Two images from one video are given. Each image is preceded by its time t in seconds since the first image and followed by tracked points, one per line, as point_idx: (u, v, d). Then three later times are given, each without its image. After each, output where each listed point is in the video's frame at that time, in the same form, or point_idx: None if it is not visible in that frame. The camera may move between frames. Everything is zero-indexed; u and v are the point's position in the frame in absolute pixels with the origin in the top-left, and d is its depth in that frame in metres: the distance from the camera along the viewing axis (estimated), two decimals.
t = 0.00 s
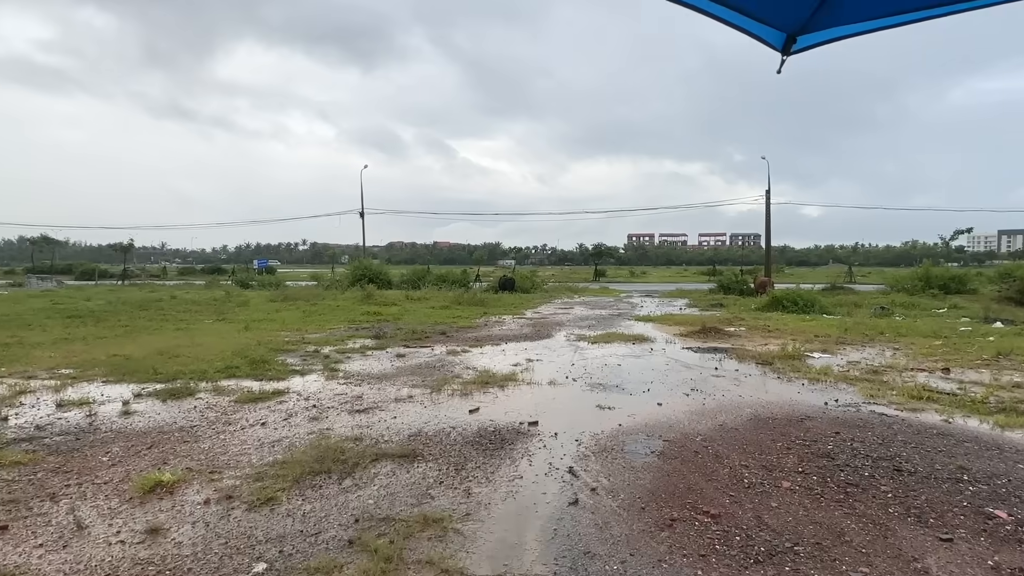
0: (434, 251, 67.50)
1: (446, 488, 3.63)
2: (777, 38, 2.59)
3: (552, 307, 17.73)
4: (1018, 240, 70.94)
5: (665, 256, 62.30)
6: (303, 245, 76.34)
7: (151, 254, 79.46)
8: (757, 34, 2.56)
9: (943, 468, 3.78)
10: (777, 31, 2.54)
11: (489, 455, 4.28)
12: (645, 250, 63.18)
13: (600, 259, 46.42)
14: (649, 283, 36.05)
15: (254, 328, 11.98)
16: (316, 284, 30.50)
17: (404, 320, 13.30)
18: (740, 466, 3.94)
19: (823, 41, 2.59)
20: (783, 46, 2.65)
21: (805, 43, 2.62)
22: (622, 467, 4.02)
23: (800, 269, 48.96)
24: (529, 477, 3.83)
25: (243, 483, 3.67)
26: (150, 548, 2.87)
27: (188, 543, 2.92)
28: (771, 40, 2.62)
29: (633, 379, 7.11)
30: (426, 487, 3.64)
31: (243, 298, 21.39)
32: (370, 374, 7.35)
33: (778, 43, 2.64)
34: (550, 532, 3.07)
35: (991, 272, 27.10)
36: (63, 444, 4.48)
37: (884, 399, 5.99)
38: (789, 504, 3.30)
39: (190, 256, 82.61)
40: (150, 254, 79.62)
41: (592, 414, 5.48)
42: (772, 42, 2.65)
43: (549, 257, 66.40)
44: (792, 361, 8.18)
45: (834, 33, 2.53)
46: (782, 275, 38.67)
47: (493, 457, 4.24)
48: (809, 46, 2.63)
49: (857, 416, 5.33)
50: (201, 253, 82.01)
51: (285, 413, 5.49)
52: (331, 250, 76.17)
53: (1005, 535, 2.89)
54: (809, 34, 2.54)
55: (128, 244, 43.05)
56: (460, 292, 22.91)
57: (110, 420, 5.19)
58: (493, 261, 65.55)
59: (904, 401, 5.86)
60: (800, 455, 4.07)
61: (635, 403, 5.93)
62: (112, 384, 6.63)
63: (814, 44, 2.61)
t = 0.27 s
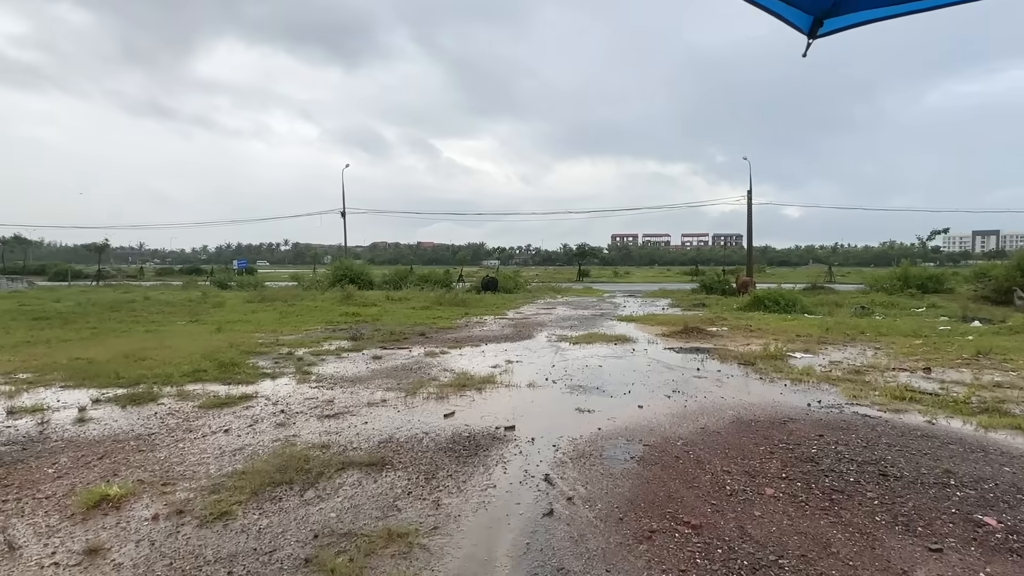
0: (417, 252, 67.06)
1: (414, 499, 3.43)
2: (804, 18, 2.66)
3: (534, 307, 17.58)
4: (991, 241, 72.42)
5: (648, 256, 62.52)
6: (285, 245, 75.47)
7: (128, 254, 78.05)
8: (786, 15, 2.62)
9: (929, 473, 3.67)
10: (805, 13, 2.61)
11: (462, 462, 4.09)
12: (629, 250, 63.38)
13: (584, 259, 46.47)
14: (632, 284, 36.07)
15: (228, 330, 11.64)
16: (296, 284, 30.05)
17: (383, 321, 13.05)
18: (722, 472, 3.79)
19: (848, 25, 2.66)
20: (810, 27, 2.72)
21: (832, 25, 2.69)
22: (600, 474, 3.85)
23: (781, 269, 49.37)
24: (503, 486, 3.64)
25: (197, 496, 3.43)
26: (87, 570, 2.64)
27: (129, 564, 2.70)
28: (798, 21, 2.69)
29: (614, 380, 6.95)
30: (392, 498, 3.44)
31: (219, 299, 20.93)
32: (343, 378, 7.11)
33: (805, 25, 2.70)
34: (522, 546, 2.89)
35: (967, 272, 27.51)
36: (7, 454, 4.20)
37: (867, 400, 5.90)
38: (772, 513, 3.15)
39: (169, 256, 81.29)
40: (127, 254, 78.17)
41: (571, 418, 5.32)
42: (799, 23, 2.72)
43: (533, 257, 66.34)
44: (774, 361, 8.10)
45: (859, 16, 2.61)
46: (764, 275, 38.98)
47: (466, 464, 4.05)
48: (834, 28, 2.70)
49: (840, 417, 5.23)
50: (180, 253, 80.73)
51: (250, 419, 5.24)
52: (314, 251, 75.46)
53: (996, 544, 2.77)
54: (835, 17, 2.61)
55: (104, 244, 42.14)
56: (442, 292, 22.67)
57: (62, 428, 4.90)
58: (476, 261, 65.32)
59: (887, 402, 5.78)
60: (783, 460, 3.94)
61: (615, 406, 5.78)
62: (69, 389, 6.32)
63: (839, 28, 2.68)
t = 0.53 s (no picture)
0: (403, 253, 66.63)
1: (382, 520, 3.23)
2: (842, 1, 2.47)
3: (519, 310, 17.41)
4: (970, 243, 73.66)
5: (634, 258, 62.65)
6: (268, 247, 74.66)
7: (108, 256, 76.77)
8: None
9: (919, 486, 3.55)
10: None
11: (435, 478, 3.89)
12: (615, 252, 63.47)
13: (570, 260, 46.43)
14: (618, 285, 36.07)
15: (203, 335, 11.33)
16: (279, 287, 29.63)
17: (364, 325, 12.80)
18: (706, 487, 3.64)
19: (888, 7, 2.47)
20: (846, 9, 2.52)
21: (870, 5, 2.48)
22: (580, 490, 3.68)
23: (766, 270, 49.64)
24: (477, 504, 3.46)
25: (149, 519, 3.21)
26: None
27: None
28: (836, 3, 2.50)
29: (597, 387, 6.80)
30: (359, 519, 3.24)
31: (198, 302, 20.51)
32: (318, 385, 6.87)
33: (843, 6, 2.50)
34: (495, 573, 2.70)
35: (947, 273, 27.84)
36: None
37: (853, 407, 5.80)
38: (759, 532, 3.00)
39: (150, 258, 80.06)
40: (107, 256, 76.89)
41: (552, 428, 5.14)
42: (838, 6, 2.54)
43: (519, 259, 66.21)
44: (759, 366, 7.99)
45: None
46: (749, 277, 39.17)
47: (440, 480, 3.85)
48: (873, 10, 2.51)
49: (826, 425, 5.11)
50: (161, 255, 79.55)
51: (217, 431, 5.00)
52: (298, 252, 74.73)
53: (992, 565, 2.64)
54: None
55: (82, 245, 41.34)
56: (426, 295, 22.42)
57: (14, 443, 4.63)
58: (463, 262, 65.08)
59: (873, 409, 5.67)
60: (769, 473, 3.80)
61: (597, 414, 5.62)
62: (28, 400, 6.03)
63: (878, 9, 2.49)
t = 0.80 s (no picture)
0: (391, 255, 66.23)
1: (345, 537, 3.05)
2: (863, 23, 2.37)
3: (505, 313, 17.24)
4: (952, 245, 74.58)
5: (623, 260, 62.69)
6: (255, 249, 73.93)
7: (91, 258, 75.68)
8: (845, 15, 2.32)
9: (907, 496, 3.43)
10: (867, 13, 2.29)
11: (405, 490, 3.72)
12: (603, 254, 63.51)
13: (558, 262, 46.33)
14: (606, 287, 36.02)
15: (180, 339, 11.04)
16: (263, 289, 29.25)
17: (346, 328, 12.57)
18: (688, 498, 3.49)
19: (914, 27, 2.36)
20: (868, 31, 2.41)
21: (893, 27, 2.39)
22: (556, 502, 3.52)
23: (752, 272, 49.85)
24: (447, 519, 3.28)
25: (94, 539, 3.00)
26: None
27: None
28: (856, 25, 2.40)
29: (580, 391, 6.64)
30: (321, 536, 3.05)
31: (180, 304, 20.15)
32: (293, 391, 6.66)
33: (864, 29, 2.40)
34: None
35: (931, 274, 28.03)
36: None
37: (839, 411, 5.69)
38: (740, 548, 2.86)
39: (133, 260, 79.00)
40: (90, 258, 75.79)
41: (531, 435, 4.98)
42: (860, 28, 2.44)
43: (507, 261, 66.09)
44: (745, 369, 7.88)
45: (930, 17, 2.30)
46: (735, 278, 39.28)
47: (410, 493, 3.68)
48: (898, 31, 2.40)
49: (812, 431, 4.99)
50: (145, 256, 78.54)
51: (181, 440, 4.78)
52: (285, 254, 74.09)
53: None
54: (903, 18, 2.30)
55: (62, 246, 40.60)
56: (412, 297, 22.20)
57: None
58: (451, 264, 64.80)
59: (859, 413, 5.56)
60: (752, 483, 3.66)
61: (578, 420, 5.46)
62: None
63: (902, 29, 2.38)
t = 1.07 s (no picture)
0: (381, 257, 65.90)
1: (298, 556, 2.86)
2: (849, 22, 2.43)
3: (492, 315, 17.07)
4: (939, 247, 75.27)
5: (613, 261, 62.69)
6: (243, 251, 73.30)
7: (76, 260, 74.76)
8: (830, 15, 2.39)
9: (893, 507, 3.28)
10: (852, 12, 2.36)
11: (370, 503, 3.53)
12: (594, 256, 63.50)
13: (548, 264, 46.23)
14: (596, 289, 35.96)
15: (156, 342, 10.77)
16: (249, 291, 28.91)
17: (328, 331, 12.34)
18: (665, 511, 3.33)
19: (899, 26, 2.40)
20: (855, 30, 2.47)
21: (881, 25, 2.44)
22: (527, 515, 3.34)
23: (742, 274, 49.99)
24: (410, 535, 3.10)
25: (26, 561, 2.79)
26: None
27: None
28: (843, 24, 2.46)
29: (562, 396, 6.47)
30: (272, 556, 2.86)
31: (161, 307, 19.78)
32: (265, 397, 6.44)
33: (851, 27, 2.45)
34: None
35: (918, 276, 28.14)
36: None
37: (825, 416, 5.55)
38: (718, 565, 2.69)
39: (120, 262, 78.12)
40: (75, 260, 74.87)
41: (507, 443, 4.81)
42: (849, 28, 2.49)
43: (498, 263, 65.93)
44: (731, 372, 7.75)
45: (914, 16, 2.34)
46: (725, 280, 39.32)
47: (374, 506, 3.49)
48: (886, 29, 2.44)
49: (796, 437, 4.84)
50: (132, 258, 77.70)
51: (140, 450, 4.56)
52: (273, 256, 73.49)
53: None
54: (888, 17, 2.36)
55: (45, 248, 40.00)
56: (399, 299, 21.97)
57: None
58: (442, 266, 64.53)
59: (845, 418, 5.44)
60: (733, 494, 3.50)
61: (557, 427, 5.29)
62: None
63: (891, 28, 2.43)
